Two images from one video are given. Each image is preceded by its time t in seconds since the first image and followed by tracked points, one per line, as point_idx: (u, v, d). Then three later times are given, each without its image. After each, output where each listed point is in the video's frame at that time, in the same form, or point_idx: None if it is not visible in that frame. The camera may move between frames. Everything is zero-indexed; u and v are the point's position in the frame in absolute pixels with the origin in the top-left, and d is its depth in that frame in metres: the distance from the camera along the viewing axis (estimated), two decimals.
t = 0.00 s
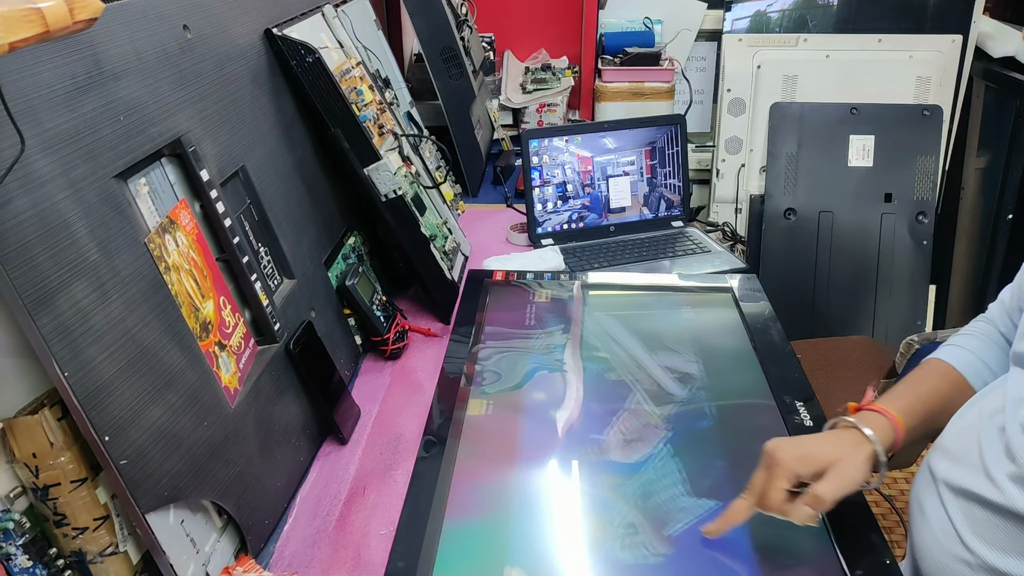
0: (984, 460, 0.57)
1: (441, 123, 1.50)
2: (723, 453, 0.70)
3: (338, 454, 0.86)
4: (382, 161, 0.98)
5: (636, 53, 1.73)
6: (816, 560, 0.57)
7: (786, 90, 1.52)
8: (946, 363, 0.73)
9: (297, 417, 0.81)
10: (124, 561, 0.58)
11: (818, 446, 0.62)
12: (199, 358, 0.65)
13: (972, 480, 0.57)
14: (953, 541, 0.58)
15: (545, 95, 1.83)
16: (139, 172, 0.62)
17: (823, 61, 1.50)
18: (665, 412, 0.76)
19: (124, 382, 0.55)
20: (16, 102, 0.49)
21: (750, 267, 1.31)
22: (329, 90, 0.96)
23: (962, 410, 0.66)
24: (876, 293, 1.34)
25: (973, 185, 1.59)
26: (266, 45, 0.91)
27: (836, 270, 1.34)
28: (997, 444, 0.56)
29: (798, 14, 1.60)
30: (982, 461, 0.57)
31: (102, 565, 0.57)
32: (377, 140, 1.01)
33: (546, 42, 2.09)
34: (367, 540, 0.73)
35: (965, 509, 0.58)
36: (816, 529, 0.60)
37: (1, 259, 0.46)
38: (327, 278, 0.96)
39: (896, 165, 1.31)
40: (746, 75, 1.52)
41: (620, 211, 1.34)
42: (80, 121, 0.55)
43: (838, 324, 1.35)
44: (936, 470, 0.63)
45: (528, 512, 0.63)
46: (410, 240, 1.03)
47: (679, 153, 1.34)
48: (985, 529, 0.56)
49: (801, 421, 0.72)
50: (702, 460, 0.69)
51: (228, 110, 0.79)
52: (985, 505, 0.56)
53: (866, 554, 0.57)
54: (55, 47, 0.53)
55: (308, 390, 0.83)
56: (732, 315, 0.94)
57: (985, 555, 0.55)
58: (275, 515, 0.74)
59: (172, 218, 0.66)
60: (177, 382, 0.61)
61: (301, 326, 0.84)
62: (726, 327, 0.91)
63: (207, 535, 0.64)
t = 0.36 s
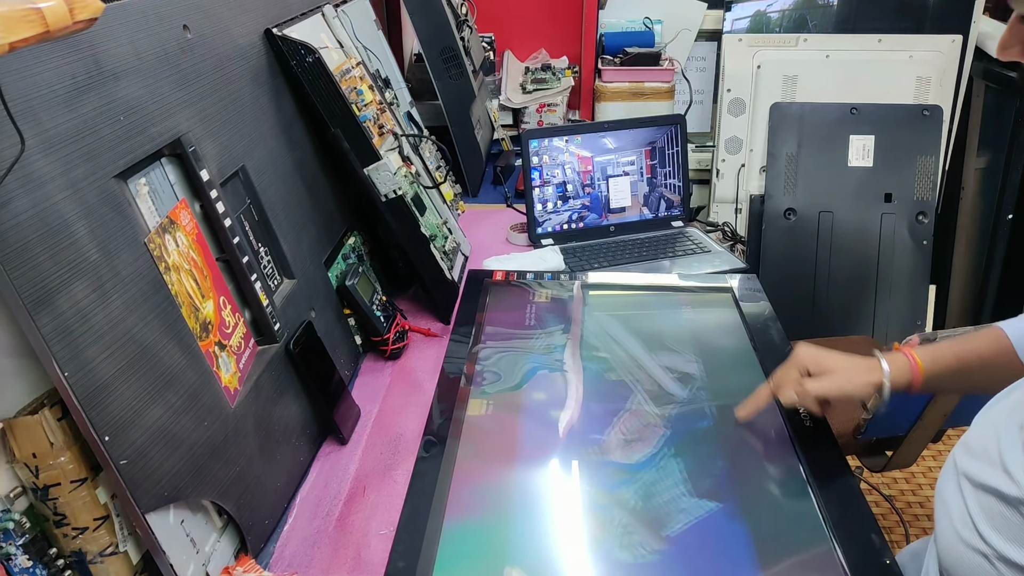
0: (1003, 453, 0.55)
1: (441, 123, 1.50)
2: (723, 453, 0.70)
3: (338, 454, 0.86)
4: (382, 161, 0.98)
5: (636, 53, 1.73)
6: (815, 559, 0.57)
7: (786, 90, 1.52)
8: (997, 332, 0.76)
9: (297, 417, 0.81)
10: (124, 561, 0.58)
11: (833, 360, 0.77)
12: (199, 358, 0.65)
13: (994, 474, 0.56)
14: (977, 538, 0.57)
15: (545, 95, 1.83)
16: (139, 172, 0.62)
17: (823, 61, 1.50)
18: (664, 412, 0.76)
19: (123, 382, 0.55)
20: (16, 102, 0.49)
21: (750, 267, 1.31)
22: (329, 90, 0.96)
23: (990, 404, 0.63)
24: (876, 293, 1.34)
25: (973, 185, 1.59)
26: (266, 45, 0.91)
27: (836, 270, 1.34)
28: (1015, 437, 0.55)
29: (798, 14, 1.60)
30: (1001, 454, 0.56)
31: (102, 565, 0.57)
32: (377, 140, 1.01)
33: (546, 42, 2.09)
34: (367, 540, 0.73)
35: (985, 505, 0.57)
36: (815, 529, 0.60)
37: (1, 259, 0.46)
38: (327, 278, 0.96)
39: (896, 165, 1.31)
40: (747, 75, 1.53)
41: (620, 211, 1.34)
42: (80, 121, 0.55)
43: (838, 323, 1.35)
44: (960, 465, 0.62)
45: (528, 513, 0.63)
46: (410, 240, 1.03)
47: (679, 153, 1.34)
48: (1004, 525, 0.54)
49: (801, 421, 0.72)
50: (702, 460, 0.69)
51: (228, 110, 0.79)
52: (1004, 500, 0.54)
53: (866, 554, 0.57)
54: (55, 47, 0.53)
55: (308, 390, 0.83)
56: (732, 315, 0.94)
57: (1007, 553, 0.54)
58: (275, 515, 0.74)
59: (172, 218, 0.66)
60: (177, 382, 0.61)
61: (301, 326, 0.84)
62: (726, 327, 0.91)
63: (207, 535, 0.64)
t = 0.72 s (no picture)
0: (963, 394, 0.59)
1: (441, 123, 1.50)
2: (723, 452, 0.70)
3: (338, 454, 0.86)
4: (382, 161, 0.98)
5: (636, 53, 1.73)
6: (814, 559, 0.57)
7: (786, 90, 1.52)
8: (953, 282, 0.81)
9: (297, 417, 0.81)
10: (124, 561, 0.58)
11: (801, 286, 0.87)
12: (199, 358, 0.65)
13: (957, 414, 0.59)
14: (949, 480, 0.59)
15: (545, 95, 1.83)
16: (139, 172, 0.62)
17: (823, 61, 1.50)
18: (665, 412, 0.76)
19: (123, 383, 0.55)
20: (16, 102, 0.49)
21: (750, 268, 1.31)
22: (329, 90, 0.96)
23: (946, 352, 0.68)
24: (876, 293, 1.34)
25: (973, 185, 1.58)
26: (266, 45, 0.91)
27: (836, 269, 1.34)
28: (971, 375, 0.59)
29: (799, 14, 1.60)
30: (961, 395, 0.60)
31: (102, 565, 0.57)
32: (377, 140, 1.01)
33: (546, 42, 2.09)
34: (367, 540, 0.73)
35: (951, 445, 0.60)
36: (815, 529, 0.60)
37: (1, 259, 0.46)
38: (327, 278, 0.96)
39: (896, 165, 1.31)
40: (747, 75, 1.53)
41: (620, 211, 1.34)
42: (80, 121, 0.55)
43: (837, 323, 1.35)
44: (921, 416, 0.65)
45: (528, 511, 0.63)
46: (410, 240, 1.03)
47: (679, 153, 1.34)
48: (972, 459, 0.57)
49: (801, 422, 0.73)
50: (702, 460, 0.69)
51: (228, 111, 0.79)
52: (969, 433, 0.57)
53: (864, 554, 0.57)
54: (55, 48, 0.53)
55: (308, 390, 0.83)
56: (732, 316, 0.94)
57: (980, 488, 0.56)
58: (275, 516, 0.74)
59: (172, 218, 0.66)
60: (177, 382, 0.61)
61: (301, 326, 0.84)
62: (726, 327, 0.92)
63: (207, 535, 0.64)
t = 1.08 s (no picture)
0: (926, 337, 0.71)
1: (441, 123, 1.50)
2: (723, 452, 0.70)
3: (338, 454, 0.86)
4: (382, 161, 0.98)
5: (636, 53, 1.73)
6: (815, 560, 0.57)
7: (786, 90, 1.52)
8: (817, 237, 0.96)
9: (297, 417, 0.81)
10: (124, 561, 0.58)
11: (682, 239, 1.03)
12: (200, 358, 0.65)
13: (925, 357, 0.71)
14: (928, 418, 0.69)
15: (545, 95, 1.83)
16: (139, 172, 0.62)
17: (823, 61, 1.51)
18: (665, 412, 0.76)
19: (124, 383, 0.55)
20: (16, 102, 0.49)
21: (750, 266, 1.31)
22: (329, 90, 0.96)
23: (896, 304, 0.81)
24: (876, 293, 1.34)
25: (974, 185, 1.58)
26: (266, 45, 0.91)
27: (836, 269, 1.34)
28: (930, 320, 0.71)
29: (798, 15, 1.60)
30: (923, 339, 0.71)
31: (102, 565, 0.57)
32: (377, 140, 1.01)
33: (546, 42, 2.09)
34: (367, 540, 0.74)
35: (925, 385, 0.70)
36: (815, 528, 0.60)
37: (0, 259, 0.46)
38: (327, 278, 0.96)
39: (896, 165, 1.31)
40: (747, 75, 1.53)
41: (620, 211, 1.34)
42: (80, 121, 0.55)
43: (836, 323, 1.35)
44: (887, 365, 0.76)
45: (528, 509, 0.63)
46: (410, 240, 1.03)
47: (679, 153, 1.34)
48: (945, 394, 0.68)
49: (801, 422, 0.73)
50: (700, 459, 0.69)
51: (228, 110, 0.79)
52: (937, 367, 0.69)
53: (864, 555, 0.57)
54: (55, 47, 0.53)
55: (308, 390, 0.83)
56: (732, 316, 0.94)
57: (958, 419, 0.67)
58: (275, 515, 0.74)
59: (172, 218, 0.66)
60: (177, 382, 0.61)
61: (301, 326, 0.84)
62: (726, 327, 0.92)
63: (207, 535, 0.64)
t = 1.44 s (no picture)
0: (914, 321, 0.75)
1: (442, 123, 1.50)
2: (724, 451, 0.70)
3: (338, 454, 0.86)
4: (382, 161, 0.98)
5: (636, 53, 1.73)
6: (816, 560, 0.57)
7: (786, 90, 1.52)
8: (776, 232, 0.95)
9: (297, 417, 0.81)
10: (124, 561, 0.58)
11: (640, 241, 1.02)
12: (199, 358, 0.65)
13: (914, 341, 0.75)
14: (922, 401, 0.73)
15: (545, 95, 1.83)
16: (139, 172, 0.62)
17: (823, 61, 1.51)
18: (665, 412, 0.76)
19: (124, 383, 0.55)
20: (16, 102, 0.49)
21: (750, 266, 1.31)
22: (329, 90, 0.96)
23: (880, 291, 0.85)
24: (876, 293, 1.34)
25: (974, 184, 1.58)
26: (266, 45, 0.91)
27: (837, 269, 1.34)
28: (915, 305, 0.75)
29: (798, 14, 1.60)
30: (912, 324, 0.75)
31: (102, 565, 0.57)
32: (377, 140, 1.01)
33: (546, 42, 2.09)
34: (367, 540, 0.73)
35: (918, 367, 0.74)
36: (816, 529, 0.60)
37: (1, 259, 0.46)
38: (327, 278, 0.96)
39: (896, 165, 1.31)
40: (747, 75, 1.53)
41: (620, 211, 1.34)
42: (80, 121, 0.55)
43: (836, 322, 1.36)
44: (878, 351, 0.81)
45: (530, 498, 0.64)
46: (410, 240, 1.03)
47: (679, 153, 1.34)
48: (935, 376, 0.72)
49: (801, 421, 0.72)
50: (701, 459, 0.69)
51: (229, 110, 0.79)
52: (929, 350, 0.72)
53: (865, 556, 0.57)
54: (55, 47, 0.53)
55: (308, 390, 0.83)
56: (733, 316, 0.94)
57: (950, 398, 0.71)
58: (275, 515, 0.74)
59: (172, 218, 0.66)
60: (177, 382, 0.61)
61: (301, 326, 0.84)
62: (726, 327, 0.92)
63: (207, 535, 0.64)
